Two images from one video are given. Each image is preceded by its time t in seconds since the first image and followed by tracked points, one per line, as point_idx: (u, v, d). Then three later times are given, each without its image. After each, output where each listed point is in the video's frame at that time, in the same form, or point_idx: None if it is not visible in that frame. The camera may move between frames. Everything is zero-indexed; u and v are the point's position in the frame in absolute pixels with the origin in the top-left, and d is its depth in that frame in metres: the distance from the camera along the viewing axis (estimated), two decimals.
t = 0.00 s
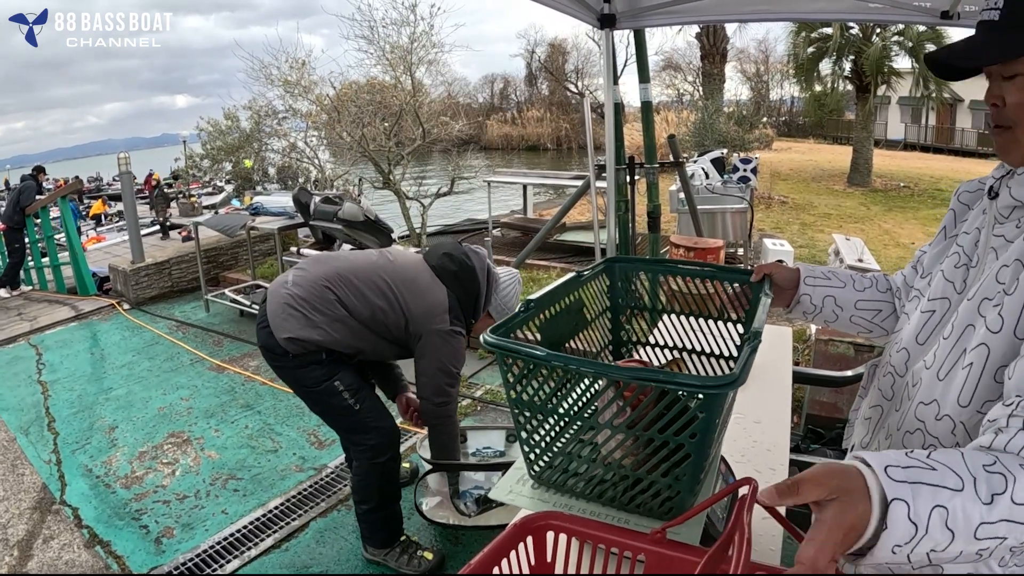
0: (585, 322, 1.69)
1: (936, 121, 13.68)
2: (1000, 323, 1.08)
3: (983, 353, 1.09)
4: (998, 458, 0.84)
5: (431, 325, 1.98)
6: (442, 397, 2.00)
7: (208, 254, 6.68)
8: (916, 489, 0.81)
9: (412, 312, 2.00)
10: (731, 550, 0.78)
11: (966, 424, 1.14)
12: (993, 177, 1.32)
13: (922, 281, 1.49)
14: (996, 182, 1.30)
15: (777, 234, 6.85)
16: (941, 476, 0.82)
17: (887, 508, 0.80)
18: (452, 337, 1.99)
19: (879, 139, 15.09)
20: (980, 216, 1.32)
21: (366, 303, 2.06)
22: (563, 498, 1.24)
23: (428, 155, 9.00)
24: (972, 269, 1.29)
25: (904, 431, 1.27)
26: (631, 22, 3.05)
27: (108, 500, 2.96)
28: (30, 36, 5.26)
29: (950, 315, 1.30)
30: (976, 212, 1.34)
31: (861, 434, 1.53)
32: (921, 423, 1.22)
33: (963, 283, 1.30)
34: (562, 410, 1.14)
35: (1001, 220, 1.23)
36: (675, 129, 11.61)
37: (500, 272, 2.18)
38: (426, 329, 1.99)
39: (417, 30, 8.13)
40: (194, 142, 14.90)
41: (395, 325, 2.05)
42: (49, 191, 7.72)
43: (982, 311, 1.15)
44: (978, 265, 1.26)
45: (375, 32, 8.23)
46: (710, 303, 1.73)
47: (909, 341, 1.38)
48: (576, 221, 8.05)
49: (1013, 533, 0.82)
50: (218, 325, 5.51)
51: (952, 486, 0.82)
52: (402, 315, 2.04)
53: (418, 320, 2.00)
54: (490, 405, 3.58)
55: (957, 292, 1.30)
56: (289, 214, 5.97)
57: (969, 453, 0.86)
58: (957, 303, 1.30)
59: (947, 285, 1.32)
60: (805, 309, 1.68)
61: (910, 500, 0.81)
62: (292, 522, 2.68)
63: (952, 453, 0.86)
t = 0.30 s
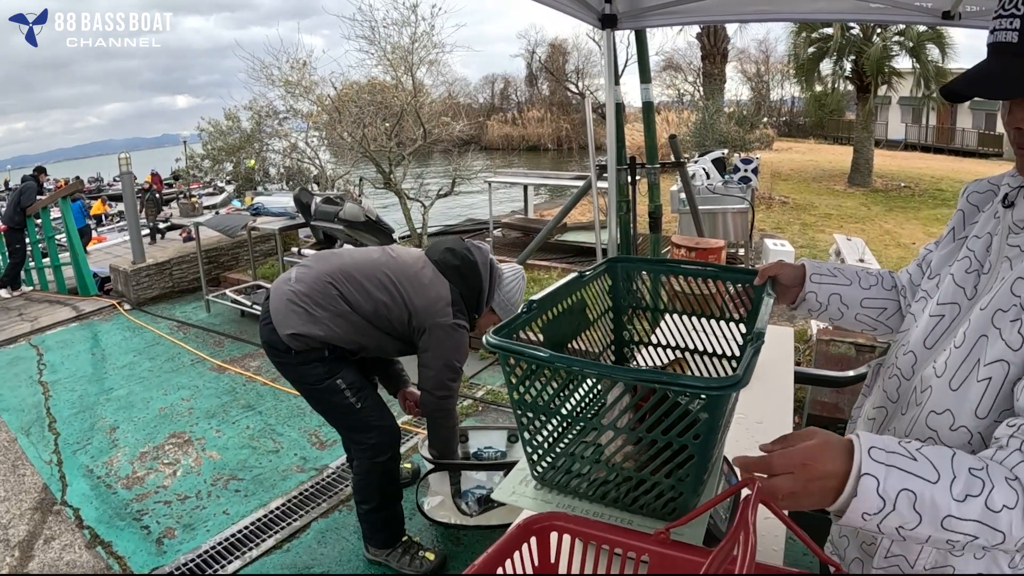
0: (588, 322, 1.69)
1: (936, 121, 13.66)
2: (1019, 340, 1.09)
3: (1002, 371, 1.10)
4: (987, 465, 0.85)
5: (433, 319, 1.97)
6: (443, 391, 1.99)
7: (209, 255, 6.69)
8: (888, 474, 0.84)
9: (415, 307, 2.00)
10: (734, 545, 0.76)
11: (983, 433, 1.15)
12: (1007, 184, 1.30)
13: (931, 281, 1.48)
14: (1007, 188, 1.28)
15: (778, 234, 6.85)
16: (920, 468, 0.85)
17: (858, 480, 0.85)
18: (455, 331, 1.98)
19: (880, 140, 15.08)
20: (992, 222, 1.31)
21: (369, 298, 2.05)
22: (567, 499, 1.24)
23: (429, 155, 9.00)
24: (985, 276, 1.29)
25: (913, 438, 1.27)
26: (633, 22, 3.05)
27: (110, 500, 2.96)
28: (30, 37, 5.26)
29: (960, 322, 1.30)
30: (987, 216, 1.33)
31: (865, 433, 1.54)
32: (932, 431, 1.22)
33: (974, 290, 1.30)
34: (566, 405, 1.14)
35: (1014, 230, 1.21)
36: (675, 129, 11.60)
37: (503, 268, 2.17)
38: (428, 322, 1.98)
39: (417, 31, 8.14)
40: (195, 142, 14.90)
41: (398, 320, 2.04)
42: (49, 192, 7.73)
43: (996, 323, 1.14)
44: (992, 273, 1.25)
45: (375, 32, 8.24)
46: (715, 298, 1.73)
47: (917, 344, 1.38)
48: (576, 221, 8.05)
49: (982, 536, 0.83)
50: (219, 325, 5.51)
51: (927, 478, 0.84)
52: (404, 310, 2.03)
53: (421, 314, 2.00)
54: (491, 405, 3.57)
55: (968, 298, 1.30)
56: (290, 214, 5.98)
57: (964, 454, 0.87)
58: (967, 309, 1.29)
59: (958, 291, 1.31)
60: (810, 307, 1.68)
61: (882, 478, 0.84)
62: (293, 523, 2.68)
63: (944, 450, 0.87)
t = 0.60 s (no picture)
0: (589, 321, 1.69)
1: (937, 121, 13.64)
2: (1014, 340, 1.08)
3: (996, 367, 1.09)
4: (915, 471, 0.93)
5: (431, 321, 1.97)
6: (437, 394, 2.02)
7: (209, 255, 6.68)
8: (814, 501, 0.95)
9: (414, 308, 1.99)
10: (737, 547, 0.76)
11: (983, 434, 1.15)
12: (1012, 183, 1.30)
13: (937, 282, 1.48)
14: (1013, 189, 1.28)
15: (779, 234, 6.84)
16: (843, 492, 0.94)
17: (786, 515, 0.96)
18: (453, 333, 1.98)
19: (880, 140, 15.05)
20: (998, 223, 1.30)
21: (368, 298, 2.05)
22: (569, 498, 1.23)
23: (429, 155, 8.99)
24: (989, 277, 1.28)
25: (914, 438, 1.27)
26: (633, 21, 3.05)
27: (110, 500, 2.96)
28: (30, 36, 5.25)
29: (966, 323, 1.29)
30: (993, 217, 1.33)
31: (868, 433, 1.53)
32: (932, 431, 1.22)
33: (980, 291, 1.29)
34: (566, 405, 1.14)
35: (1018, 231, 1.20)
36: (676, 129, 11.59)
37: (503, 271, 2.18)
38: (426, 325, 1.98)
39: (418, 31, 8.14)
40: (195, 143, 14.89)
41: (396, 322, 2.04)
42: (50, 192, 7.73)
43: (995, 323, 1.14)
44: (996, 275, 1.25)
45: (376, 32, 8.24)
46: (714, 300, 1.72)
47: (923, 345, 1.37)
48: (576, 221, 8.05)
49: (924, 536, 0.92)
50: (219, 325, 5.51)
51: (851, 500, 0.94)
52: (403, 311, 2.02)
53: (419, 316, 1.99)
54: (492, 405, 3.57)
55: (973, 299, 1.29)
56: (290, 214, 5.97)
57: (889, 466, 0.95)
58: (973, 310, 1.29)
59: (963, 292, 1.31)
60: (811, 306, 1.67)
61: (808, 509, 0.95)
62: (294, 523, 2.68)
63: (870, 471, 0.96)
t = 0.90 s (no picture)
0: (589, 321, 1.68)
1: (937, 121, 13.62)
2: (999, 335, 1.08)
3: (982, 363, 1.09)
4: (886, 477, 0.94)
5: (430, 319, 1.96)
6: (433, 394, 2.00)
7: (210, 254, 6.68)
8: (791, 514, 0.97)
9: (413, 306, 1.99)
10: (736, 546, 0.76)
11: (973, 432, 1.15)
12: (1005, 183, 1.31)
13: (934, 283, 1.48)
14: (1007, 188, 1.28)
15: (779, 234, 6.84)
16: (817, 507, 0.96)
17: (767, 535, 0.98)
18: (452, 332, 1.97)
19: (880, 139, 15.04)
20: (993, 221, 1.30)
21: (367, 297, 2.05)
22: (570, 497, 1.23)
23: (430, 155, 9.00)
24: (984, 276, 1.28)
25: (910, 436, 1.26)
26: (634, 21, 3.05)
27: (111, 500, 2.96)
28: (31, 36, 5.26)
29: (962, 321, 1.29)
30: (988, 217, 1.33)
31: (868, 433, 1.53)
32: (925, 428, 1.22)
33: (976, 290, 1.29)
34: (565, 404, 1.14)
35: (1009, 228, 1.21)
36: (676, 129, 11.59)
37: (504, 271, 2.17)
38: (424, 323, 1.97)
39: (418, 30, 8.14)
40: (195, 142, 14.89)
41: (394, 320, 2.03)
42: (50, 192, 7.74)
43: (985, 320, 1.14)
44: (989, 272, 1.25)
45: (376, 32, 8.24)
46: (714, 297, 1.72)
47: (919, 345, 1.38)
48: (577, 221, 8.05)
49: (904, 539, 0.92)
50: (219, 325, 5.51)
51: (827, 514, 0.95)
52: (402, 309, 2.02)
53: (417, 314, 1.99)
54: (492, 405, 3.57)
55: (969, 298, 1.29)
56: (291, 214, 5.97)
57: (862, 475, 0.97)
58: (968, 309, 1.29)
59: (959, 291, 1.31)
60: (811, 307, 1.67)
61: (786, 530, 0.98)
62: (294, 522, 2.68)
63: (840, 483, 0.97)
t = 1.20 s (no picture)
0: (589, 320, 1.68)
1: (939, 119, 13.58)
2: (995, 331, 1.07)
3: (979, 360, 1.09)
4: (887, 477, 0.93)
5: (428, 317, 1.95)
6: (429, 393, 1.98)
7: (210, 254, 6.68)
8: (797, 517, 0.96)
9: (411, 305, 1.98)
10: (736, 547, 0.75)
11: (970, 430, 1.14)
12: (999, 179, 1.31)
13: (931, 281, 1.47)
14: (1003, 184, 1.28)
15: (780, 233, 6.83)
16: (818, 508, 0.96)
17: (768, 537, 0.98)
18: (450, 331, 1.96)
19: (881, 138, 15.01)
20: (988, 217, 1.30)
21: (365, 295, 2.04)
22: (570, 497, 1.23)
23: (431, 154, 9.00)
24: (980, 272, 1.27)
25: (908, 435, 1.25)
26: (634, 20, 3.05)
27: (111, 500, 2.95)
28: (31, 36, 5.26)
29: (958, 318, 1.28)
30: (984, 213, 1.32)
31: (866, 432, 1.52)
32: (924, 426, 1.21)
33: (972, 287, 1.28)
34: (565, 403, 1.13)
35: (1005, 224, 1.21)
36: (676, 128, 11.58)
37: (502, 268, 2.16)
38: (423, 322, 1.96)
39: (419, 29, 8.13)
40: (195, 142, 14.89)
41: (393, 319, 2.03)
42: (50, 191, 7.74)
43: (982, 317, 1.14)
44: (984, 268, 1.24)
45: (376, 31, 8.24)
46: (715, 297, 1.72)
47: (917, 343, 1.37)
48: (578, 220, 8.04)
49: (907, 539, 0.92)
50: (220, 324, 5.51)
51: (828, 515, 0.95)
52: (400, 308, 2.02)
53: (416, 312, 1.98)
54: (493, 404, 3.57)
55: (964, 295, 1.28)
56: (291, 213, 5.96)
57: (862, 475, 0.96)
58: (964, 305, 1.28)
59: (956, 288, 1.30)
60: (810, 307, 1.66)
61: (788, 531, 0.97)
62: (295, 522, 2.67)
63: (841, 483, 0.97)
